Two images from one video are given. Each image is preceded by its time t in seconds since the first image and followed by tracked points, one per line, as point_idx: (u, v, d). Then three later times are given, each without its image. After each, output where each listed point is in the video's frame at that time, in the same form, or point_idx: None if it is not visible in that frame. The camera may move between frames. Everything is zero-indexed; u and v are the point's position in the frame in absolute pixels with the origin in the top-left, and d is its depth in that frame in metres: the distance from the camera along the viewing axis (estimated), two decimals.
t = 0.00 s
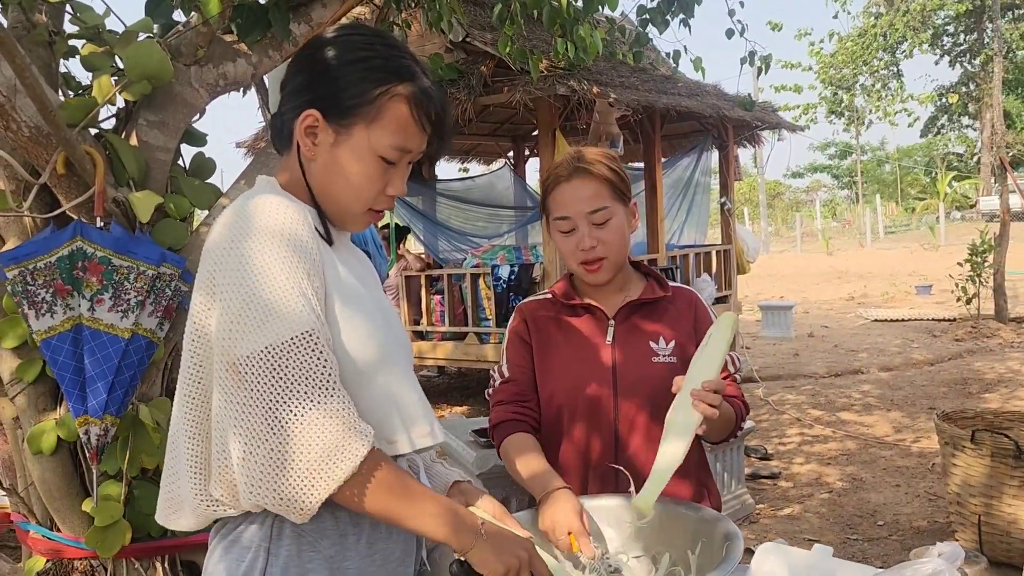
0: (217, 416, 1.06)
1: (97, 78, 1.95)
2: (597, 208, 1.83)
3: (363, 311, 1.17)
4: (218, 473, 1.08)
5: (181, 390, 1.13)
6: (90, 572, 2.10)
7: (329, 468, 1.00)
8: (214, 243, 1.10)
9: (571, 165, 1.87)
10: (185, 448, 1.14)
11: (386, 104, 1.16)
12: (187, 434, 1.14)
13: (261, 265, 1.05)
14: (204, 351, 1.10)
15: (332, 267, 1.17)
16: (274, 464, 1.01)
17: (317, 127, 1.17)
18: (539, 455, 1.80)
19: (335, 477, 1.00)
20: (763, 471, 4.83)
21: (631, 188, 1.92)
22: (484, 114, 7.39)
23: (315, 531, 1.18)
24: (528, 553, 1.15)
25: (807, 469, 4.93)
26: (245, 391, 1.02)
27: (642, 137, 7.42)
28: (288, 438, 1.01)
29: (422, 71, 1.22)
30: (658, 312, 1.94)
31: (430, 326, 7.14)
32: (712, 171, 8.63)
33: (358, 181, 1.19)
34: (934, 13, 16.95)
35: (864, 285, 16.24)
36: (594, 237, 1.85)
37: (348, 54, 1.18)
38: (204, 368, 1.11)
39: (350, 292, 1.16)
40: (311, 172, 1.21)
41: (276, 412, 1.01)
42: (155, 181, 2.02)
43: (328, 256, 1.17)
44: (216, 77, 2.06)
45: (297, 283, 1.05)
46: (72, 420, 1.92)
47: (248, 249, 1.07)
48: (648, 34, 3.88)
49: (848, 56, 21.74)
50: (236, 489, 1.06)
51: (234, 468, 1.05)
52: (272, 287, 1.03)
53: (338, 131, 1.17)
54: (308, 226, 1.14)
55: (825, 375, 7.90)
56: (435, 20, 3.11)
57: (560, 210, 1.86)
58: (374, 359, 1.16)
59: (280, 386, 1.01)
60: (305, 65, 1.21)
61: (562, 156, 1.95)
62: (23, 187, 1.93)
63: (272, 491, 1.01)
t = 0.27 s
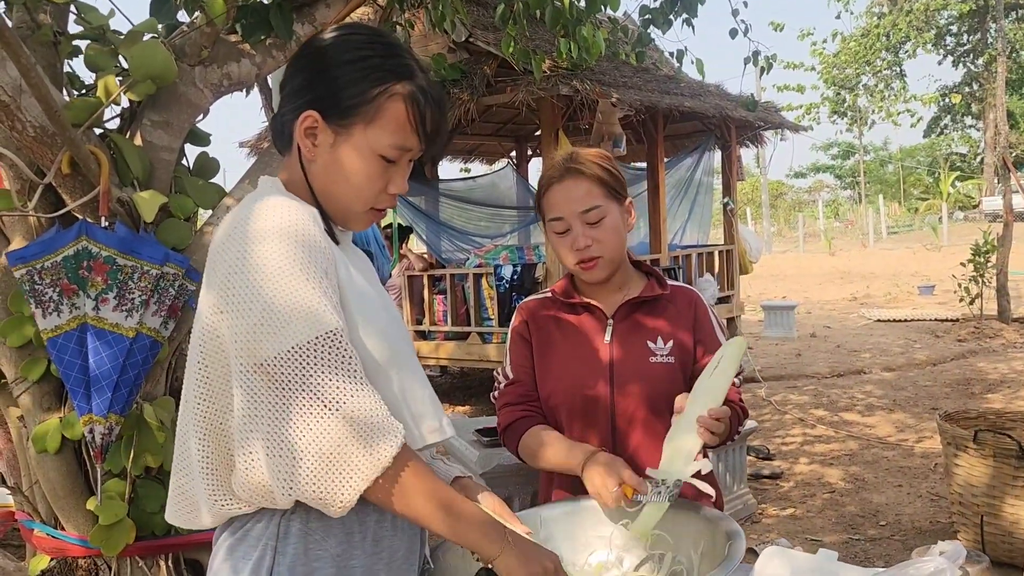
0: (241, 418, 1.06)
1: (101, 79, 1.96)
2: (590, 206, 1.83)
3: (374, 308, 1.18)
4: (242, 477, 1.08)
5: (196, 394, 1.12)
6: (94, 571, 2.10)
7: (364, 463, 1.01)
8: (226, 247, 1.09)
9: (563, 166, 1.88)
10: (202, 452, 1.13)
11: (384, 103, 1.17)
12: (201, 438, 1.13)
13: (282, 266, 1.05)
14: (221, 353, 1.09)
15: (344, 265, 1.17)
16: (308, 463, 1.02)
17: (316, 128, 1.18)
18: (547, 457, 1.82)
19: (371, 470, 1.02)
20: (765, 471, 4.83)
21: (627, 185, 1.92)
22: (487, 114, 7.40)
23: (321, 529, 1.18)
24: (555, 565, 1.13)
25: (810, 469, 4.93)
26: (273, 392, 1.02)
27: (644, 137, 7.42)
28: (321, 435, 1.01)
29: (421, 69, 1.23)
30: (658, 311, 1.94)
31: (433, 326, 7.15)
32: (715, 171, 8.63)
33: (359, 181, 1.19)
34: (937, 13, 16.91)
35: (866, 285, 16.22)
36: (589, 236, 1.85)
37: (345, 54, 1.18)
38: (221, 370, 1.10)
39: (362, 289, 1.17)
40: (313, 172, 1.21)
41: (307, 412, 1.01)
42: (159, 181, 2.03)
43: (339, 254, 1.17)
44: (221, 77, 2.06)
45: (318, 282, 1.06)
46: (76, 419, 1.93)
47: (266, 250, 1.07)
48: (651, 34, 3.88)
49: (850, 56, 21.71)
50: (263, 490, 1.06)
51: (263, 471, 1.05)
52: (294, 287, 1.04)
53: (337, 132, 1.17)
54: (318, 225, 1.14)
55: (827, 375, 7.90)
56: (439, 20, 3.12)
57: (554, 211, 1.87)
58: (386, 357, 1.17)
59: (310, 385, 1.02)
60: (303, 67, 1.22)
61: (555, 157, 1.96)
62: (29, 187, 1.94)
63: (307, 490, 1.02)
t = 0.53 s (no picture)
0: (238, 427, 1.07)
1: (106, 80, 1.97)
2: (591, 208, 1.84)
3: (374, 316, 1.18)
4: (240, 482, 1.09)
5: (197, 400, 1.13)
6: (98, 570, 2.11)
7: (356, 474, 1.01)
8: (228, 254, 1.10)
9: (564, 167, 1.89)
10: (203, 459, 1.14)
11: (387, 107, 1.17)
12: (203, 444, 1.14)
13: (281, 278, 1.06)
14: (221, 361, 1.10)
15: (344, 274, 1.18)
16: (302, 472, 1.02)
17: (320, 131, 1.18)
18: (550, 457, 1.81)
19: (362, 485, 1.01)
20: (768, 472, 4.83)
21: (628, 187, 1.93)
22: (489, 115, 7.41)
23: (323, 529, 1.19)
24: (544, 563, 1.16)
25: (812, 470, 4.93)
26: (270, 400, 1.03)
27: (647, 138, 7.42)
28: (315, 444, 1.02)
29: (424, 73, 1.23)
30: (659, 311, 1.95)
31: (436, 326, 7.16)
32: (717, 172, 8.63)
33: (361, 184, 1.20)
34: (941, 13, 16.87)
35: (869, 286, 16.21)
36: (589, 237, 1.86)
37: (349, 57, 1.19)
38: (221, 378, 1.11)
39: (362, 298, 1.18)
40: (316, 175, 1.22)
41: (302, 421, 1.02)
42: (163, 182, 2.04)
43: (340, 263, 1.18)
44: (225, 79, 2.07)
45: (316, 292, 1.06)
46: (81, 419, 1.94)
47: (266, 258, 1.08)
48: (654, 35, 3.89)
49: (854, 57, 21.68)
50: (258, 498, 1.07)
51: (258, 478, 1.06)
52: (291, 297, 1.04)
53: (340, 135, 1.18)
54: (319, 234, 1.15)
55: (830, 376, 7.90)
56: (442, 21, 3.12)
57: (555, 213, 1.87)
58: (385, 365, 1.18)
59: (304, 395, 1.02)
60: (307, 69, 1.22)
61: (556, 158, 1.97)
62: (34, 188, 1.95)
63: (302, 498, 1.02)
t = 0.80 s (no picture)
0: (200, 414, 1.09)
1: (109, 83, 1.98)
2: (588, 211, 1.85)
3: (355, 324, 1.18)
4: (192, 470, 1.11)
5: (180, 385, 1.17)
6: (102, 571, 2.13)
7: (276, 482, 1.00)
8: (215, 245, 1.13)
9: (562, 170, 1.90)
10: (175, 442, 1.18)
11: (389, 113, 1.18)
12: (181, 427, 1.18)
13: (245, 276, 1.07)
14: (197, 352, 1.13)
15: (328, 280, 1.18)
16: (227, 471, 1.02)
17: (322, 136, 1.19)
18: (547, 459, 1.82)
19: (282, 489, 1.01)
20: (770, 473, 4.83)
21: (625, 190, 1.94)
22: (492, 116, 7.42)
23: (318, 530, 1.20)
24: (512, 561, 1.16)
25: (814, 472, 4.92)
26: (213, 395, 1.04)
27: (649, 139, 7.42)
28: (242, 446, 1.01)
29: (425, 79, 1.24)
30: (656, 315, 1.95)
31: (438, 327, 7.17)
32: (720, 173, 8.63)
33: (363, 189, 1.21)
34: (944, 14, 16.82)
35: (873, 287, 16.18)
36: (587, 240, 1.86)
37: (352, 63, 1.20)
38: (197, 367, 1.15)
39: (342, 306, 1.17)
40: (318, 180, 1.23)
41: (233, 421, 1.02)
42: (166, 185, 2.05)
43: (327, 269, 1.19)
44: (227, 81, 2.08)
45: (277, 296, 1.06)
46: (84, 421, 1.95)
47: (238, 256, 1.09)
48: (656, 37, 3.89)
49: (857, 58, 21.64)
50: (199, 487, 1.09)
51: (201, 469, 1.07)
52: (252, 299, 1.05)
53: (343, 140, 1.18)
54: (307, 240, 1.15)
55: (833, 377, 7.89)
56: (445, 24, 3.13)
57: (553, 215, 1.88)
58: (363, 373, 1.18)
59: (240, 396, 1.02)
60: (311, 74, 1.23)
61: (552, 162, 1.97)
62: (38, 190, 1.96)
63: (221, 495, 1.03)
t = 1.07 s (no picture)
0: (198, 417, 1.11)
1: (111, 86, 1.99)
2: (586, 214, 1.85)
3: (354, 326, 1.19)
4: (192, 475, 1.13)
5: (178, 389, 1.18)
6: (102, 571, 2.14)
7: (272, 484, 1.02)
8: (213, 252, 1.14)
9: (559, 174, 1.91)
10: (173, 444, 1.19)
11: (392, 119, 1.19)
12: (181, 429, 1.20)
13: (239, 281, 1.07)
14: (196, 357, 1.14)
15: (327, 284, 1.19)
16: (224, 475, 1.03)
17: (326, 140, 1.20)
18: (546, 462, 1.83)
19: (281, 492, 1.03)
20: (770, 475, 4.83)
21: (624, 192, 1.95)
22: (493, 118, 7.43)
23: (312, 532, 1.20)
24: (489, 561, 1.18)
25: (815, 473, 4.92)
26: (208, 400, 1.05)
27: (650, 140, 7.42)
28: (238, 452, 1.02)
29: (428, 84, 1.24)
30: (658, 317, 1.97)
31: (439, 329, 7.18)
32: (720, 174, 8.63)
33: (364, 194, 1.22)
34: (946, 15, 16.79)
35: (874, 288, 16.17)
36: (586, 242, 1.86)
37: (356, 68, 1.21)
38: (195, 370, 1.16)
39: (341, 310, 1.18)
40: (319, 184, 1.24)
41: (228, 427, 1.03)
42: (167, 187, 2.06)
43: (326, 272, 1.20)
44: (228, 84, 2.09)
45: (274, 301, 1.07)
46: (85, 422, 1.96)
47: (233, 263, 1.10)
48: (657, 38, 3.89)
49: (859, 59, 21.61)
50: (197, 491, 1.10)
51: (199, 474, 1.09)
52: (248, 304, 1.05)
53: (345, 145, 1.19)
54: (305, 245, 1.16)
55: (834, 379, 7.89)
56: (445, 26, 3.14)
57: (551, 219, 1.89)
58: (364, 376, 1.19)
59: (234, 402, 1.03)
60: (315, 78, 1.24)
61: (551, 166, 1.98)
62: (39, 192, 1.98)
63: (220, 500, 1.04)
